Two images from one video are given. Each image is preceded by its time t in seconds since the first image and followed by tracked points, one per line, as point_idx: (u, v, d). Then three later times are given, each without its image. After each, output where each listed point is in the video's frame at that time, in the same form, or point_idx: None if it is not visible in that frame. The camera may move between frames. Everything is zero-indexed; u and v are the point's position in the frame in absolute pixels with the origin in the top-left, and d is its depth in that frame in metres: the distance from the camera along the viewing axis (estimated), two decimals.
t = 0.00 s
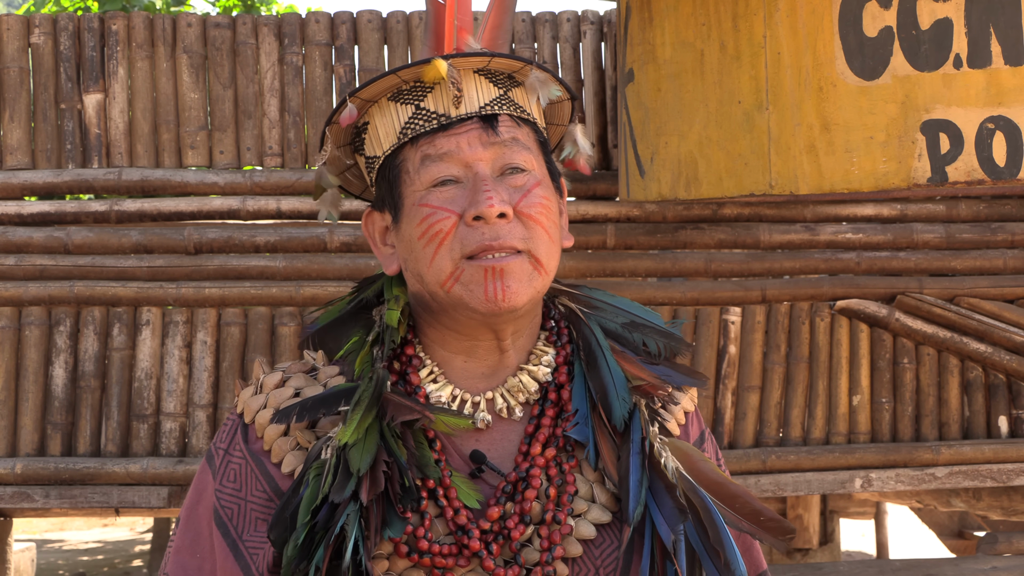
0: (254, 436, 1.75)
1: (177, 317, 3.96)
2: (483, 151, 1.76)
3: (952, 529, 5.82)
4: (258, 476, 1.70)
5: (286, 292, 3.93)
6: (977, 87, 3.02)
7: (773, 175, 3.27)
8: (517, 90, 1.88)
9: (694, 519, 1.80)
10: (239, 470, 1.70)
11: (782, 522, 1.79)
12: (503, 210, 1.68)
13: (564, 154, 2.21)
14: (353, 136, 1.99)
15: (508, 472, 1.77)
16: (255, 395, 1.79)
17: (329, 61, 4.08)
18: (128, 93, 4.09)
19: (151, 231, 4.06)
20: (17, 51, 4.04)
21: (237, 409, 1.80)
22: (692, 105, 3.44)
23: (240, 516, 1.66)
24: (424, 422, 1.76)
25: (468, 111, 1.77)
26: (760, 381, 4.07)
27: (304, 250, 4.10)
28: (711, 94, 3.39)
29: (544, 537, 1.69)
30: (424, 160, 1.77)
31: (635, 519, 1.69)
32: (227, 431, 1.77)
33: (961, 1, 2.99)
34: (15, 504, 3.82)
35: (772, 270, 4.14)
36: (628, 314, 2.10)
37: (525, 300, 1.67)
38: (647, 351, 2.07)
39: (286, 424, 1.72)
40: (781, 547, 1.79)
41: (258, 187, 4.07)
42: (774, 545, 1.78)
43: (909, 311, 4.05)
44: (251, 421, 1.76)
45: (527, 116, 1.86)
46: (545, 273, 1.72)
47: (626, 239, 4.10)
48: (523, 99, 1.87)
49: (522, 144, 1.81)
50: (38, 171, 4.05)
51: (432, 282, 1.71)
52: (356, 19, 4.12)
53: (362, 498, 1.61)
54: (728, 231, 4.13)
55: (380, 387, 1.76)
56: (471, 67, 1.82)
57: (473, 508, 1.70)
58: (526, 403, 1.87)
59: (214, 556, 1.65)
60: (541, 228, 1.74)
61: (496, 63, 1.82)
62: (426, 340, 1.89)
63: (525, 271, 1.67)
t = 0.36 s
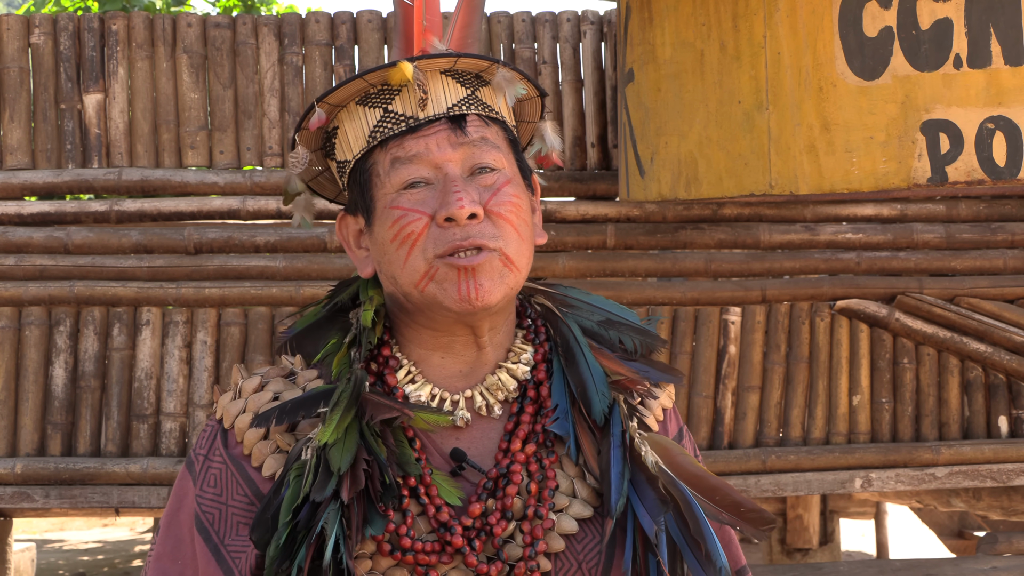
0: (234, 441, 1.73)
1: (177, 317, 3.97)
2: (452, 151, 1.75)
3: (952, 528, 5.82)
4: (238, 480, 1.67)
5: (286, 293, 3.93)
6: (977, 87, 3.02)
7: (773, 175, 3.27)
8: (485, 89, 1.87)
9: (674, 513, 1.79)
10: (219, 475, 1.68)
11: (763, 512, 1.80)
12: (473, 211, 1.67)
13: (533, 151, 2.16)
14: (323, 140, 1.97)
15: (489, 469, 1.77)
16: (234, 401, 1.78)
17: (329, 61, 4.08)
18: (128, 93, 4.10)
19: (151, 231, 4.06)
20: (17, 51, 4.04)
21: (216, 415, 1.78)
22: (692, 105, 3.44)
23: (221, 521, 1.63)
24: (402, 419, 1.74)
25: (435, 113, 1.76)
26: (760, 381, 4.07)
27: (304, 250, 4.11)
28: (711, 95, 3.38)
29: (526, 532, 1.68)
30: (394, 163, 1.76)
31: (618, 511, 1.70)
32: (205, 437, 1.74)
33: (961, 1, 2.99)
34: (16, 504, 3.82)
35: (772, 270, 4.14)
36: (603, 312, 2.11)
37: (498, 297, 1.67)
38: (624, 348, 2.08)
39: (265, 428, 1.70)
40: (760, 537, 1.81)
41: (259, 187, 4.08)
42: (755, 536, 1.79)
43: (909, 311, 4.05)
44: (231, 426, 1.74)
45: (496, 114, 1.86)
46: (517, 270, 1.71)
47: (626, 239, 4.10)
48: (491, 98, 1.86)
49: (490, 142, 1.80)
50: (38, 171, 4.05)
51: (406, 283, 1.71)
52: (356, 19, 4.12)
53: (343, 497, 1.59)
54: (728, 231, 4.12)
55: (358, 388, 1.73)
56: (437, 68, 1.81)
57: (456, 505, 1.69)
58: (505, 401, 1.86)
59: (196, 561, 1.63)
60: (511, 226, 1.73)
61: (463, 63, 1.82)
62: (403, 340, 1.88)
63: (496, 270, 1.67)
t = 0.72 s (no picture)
0: (219, 442, 1.72)
1: (177, 317, 3.97)
2: (457, 161, 1.75)
3: (952, 529, 5.82)
4: (224, 481, 1.67)
5: (286, 292, 3.93)
6: (977, 87, 3.02)
7: (773, 175, 3.27)
8: (489, 97, 1.87)
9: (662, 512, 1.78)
10: (204, 476, 1.66)
11: (750, 506, 1.79)
12: (476, 223, 1.67)
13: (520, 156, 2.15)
14: (320, 133, 1.98)
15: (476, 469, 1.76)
16: (219, 401, 1.77)
17: (329, 61, 4.08)
18: (128, 93, 4.10)
19: (151, 231, 4.06)
20: (17, 51, 4.04)
21: (201, 415, 1.77)
22: (692, 105, 3.44)
23: (207, 522, 1.62)
24: (390, 420, 1.74)
25: (442, 119, 1.75)
26: (760, 381, 4.07)
27: (304, 250, 4.11)
28: (711, 95, 3.39)
29: (515, 531, 1.68)
30: (397, 168, 1.75)
31: (609, 508, 1.69)
32: (190, 439, 1.73)
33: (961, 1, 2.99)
34: (16, 504, 3.82)
35: (772, 270, 4.14)
36: (587, 313, 2.11)
37: (491, 323, 1.70)
38: (606, 349, 2.09)
39: (252, 428, 1.69)
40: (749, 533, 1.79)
41: (259, 187, 4.08)
42: (743, 530, 1.77)
43: (909, 310, 4.05)
44: (216, 427, 1.73)
45: (499, 124, 1.86)
46: (511, 290, 1.73)
47: (626, 239, 4.10)
48: (495, 106, 1.87)
49: (495, 154, 1.80)
50: (38, 171, 4.05)
51: (398, 292, 1.72)
52: (356, 19, 4.12)
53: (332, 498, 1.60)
54: (728, 231, 4.13)
55: (345, 388, 1.73)
56: (446, 73, 1.80)
57: (444, 505, 1.68)
58: (492, 402, 1.85)
59: (181, 562, 1.60)
60: (511, 241, 1.74)
61: (471, 70, 1.81)
62: (386, 340, 1.88)
63: (494, 298, 1.69)
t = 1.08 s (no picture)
0: (206, 444, 1.72)
1: (176, 316, 3.97)
2: (463, 181, 1.74)
3: (952, 528, 5.82)
4: (212, 483, 1.66)
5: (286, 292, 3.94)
6: (977, 87, 3.02)
7: (773, 175, 3.27)
8: (495, 110, 1.85)
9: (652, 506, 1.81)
10: (192, 478, 1.66)
11: (737, 500, 1.77)
12: (479, 246, 1.68)
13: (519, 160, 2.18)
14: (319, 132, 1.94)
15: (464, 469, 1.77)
16: (205, 403, 1.77)
17: (329, 61, 4.08)
18: (128, 93, 4.10)
19: (151, 231, 4.06)
20: (17, 51, 4.04)
21: (187, 418, 1.77)
22: (692, 105, 3.44)
23: (195, 524, 1.62)
24: (378, 420, 1.74)
25: (450, 136, 1.74)
26: (760, 381, 4.07)
27: (304, 250, 4.11)
28: (711, 95, 3.38)
29: (504, 530, 1.68)
30: (402, 185, 1.73)
31: (599, 504, 1.72)
32: (177, 441, 1.73)
33: (961, 1, 2.99)
34: (15, 504, 3.82)
35: (772, 270, 4.14)
36: (571, 308, 2.11)
37: (485, 332, 1.72)
38: (592, 345, 2.10)
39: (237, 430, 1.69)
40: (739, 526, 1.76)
41: (259, 187, 4.08)
42: (731, 524, 1.75)
43: (909, 311, 4.05)
44: (202, 429, 1.73)
45: (503, 139, 1.85)
46: (507, 305, 1.75)
47: (626, 239, 4.10)
48: (499, 120, 1.86)
49: (499, 174, 1.79)
50: (38, 171, 4.05)
51: (396, 303, 1.72)
52: (356, 19, 4.12)
53: (318, 497, 1.60)
54: (728, 231, 4.13)
55: (332, 390, 1.73)
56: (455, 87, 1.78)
57: (433, 505, 1.69)
58: (480, 402, 1.85)
59: (170, 564, 1.60)
60: (510, 262, 1.75)
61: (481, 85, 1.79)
62: (375, 343, 1.88)
63: (489, 303, 1.70)
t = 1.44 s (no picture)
0: (195, 449, 1.71)
1: (177, 317, 3.97)
2: (451, 187, 1.73)
3: (952, 528, 5.82)
4: (200, 487, 1.66)
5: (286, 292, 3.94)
6: (977, 87, 3.02)
7: (773, 175, 3.27)
8: (488, 114, 1.85)
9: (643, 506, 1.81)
10: (180, 483, 1.66)
11: (728, 495, 1.79)
12: (464, 253, 1.68)
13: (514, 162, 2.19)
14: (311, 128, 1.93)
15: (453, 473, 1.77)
16: (194, 408, 1.76)
17: (329, 61, 4.08)
18: (128, 93, 4.10)
19: (151, 231, 4.06)
20: (17, 51, 4.05)
21: (176, 423, 1.76)
22: (692, 105, 3.44)
23: (183, 529, 1.62)
24: (368, 423, 1.75)
25: (440, 142, 1.73)
26: (760, 381, 4.07)
27: (304, 250, 4.11)
28: (711, 95, 3.38)
29: (494, 534, 1.68)
30: (390, 188, 1.74)
31: (588, 508, 1.70)
32: (166, 445, 1.73)
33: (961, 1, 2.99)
34: (16, 504, 3.82)
35: (772, 270, 4.14)
36: (558, 308, 2.11)
37: (468, 336, 1.72)
38: (579, 345, 2.08)
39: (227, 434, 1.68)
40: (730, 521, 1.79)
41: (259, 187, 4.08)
42: (723, 520, 1.78)
43: (909, 311, 4.05)
44: (191, 434, 1.72)
45: (495, 143, 1.84)
46: (491, 311, 1.75)
47: (626, 239, 4.10)
48: (491, 124, 1.85)
49: (489, 180, 1.79)
50: (38, 171, 4.05)
51: (380, 306, 1.72)
52: (356, 19, 4.12)
53: (310, 498, 1.60)
54: (728, 231, 4.13)
55: (324, 390, 1.73)
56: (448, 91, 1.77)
57: (422, 511, 1.70)
58: (469, 405, 1.86)
59: (159, 568, 1.60)
60: (495, 269, 1.75)
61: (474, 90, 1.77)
62: (364, 347, 1.87)
63: (473, 307, 1.70)
